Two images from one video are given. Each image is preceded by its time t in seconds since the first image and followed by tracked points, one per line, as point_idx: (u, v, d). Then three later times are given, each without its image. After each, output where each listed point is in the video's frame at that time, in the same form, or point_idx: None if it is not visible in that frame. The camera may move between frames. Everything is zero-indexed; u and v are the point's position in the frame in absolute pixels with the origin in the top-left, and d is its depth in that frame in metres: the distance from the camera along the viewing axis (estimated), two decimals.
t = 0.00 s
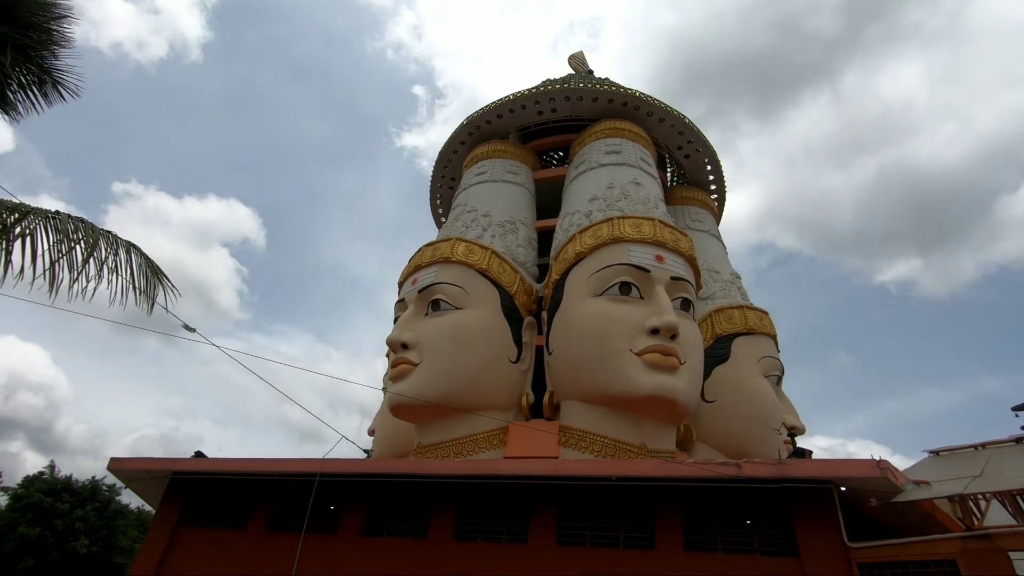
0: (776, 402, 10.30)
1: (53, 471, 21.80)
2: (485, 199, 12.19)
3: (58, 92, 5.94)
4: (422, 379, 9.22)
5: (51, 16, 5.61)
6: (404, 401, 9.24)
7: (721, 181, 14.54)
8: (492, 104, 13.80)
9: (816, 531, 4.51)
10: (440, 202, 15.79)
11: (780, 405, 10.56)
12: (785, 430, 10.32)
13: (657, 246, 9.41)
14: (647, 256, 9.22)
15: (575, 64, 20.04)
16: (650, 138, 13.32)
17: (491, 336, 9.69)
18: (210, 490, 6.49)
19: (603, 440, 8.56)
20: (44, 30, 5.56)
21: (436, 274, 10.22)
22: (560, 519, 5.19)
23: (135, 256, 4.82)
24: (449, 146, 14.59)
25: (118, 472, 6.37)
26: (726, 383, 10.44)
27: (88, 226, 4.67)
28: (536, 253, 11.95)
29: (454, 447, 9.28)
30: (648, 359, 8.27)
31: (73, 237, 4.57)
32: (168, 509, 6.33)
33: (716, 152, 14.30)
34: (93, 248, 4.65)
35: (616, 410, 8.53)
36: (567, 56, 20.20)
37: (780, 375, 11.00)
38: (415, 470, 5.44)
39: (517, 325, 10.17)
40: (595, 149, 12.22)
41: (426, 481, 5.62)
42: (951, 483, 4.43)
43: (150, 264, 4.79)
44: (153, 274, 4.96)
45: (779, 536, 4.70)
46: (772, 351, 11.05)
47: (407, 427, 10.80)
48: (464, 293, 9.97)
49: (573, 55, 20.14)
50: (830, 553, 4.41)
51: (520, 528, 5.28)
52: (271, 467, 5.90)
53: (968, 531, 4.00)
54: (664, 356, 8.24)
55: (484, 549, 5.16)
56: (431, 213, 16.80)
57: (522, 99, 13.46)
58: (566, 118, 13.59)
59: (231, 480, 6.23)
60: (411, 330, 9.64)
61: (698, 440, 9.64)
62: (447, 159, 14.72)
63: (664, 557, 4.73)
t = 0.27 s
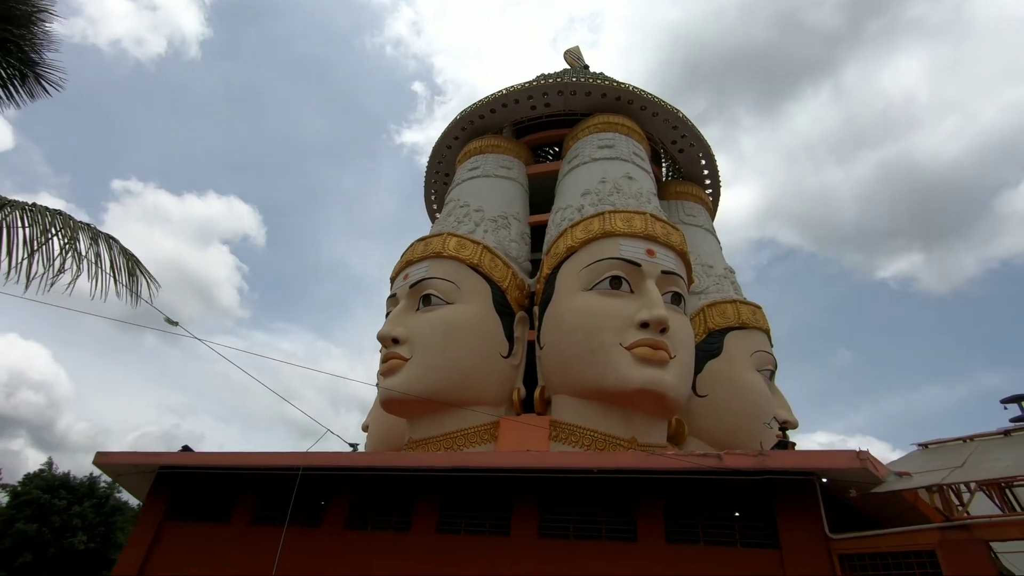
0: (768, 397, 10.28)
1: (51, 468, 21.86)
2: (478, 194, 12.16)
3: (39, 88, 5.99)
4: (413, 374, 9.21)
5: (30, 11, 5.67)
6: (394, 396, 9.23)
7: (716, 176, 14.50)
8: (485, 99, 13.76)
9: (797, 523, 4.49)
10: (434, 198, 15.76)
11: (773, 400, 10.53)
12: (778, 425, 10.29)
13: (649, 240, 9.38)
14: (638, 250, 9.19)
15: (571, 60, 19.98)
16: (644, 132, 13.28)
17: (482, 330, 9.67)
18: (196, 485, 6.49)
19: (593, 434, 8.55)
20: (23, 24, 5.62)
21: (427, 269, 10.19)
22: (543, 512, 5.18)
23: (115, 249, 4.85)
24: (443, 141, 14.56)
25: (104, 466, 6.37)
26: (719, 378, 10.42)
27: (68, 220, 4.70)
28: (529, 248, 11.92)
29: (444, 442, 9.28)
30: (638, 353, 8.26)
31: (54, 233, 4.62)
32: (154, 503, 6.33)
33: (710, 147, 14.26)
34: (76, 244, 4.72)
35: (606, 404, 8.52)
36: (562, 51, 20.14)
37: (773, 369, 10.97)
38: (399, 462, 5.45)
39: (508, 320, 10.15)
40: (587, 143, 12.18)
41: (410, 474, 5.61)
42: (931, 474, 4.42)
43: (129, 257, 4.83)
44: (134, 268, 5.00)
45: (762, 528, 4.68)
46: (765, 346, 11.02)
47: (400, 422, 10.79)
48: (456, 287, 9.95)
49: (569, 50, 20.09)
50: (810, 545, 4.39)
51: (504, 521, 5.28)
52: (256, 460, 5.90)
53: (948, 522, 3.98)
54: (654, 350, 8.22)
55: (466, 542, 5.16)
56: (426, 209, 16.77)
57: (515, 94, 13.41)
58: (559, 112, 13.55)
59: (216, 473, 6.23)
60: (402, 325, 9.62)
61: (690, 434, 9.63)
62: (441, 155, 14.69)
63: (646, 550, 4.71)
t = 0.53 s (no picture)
0: (766, 392, 10.22)
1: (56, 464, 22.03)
2: (475, 189, 12.14)
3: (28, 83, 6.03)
4: (408, 368, 9.22)
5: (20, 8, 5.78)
6: (390, 391, 9.23)
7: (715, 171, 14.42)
8: (483, 94, 13.72)
9: (784, 516, 4.45)
10: (433, 194, 15.74)
11: (771, 395, 10.47)
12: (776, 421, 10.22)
13: (644, 234, 9.33)
14: (634, 245, 9.15)
15: (571, 55, 19.91)
16: (643, 127, 13.22)
17: (478, 325, 9.66)
18: (189, 478, 6.53)
19: (588, 429, 8.53)
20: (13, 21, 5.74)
21: (423, 264, 10.18)
22: (531, 506, 5.17)
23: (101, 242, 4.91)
24: (441, 137, 14.53)
25: (97, 460, 6.41)
26: (716, 373, 10.37)
27: (56, 214, 4.77)
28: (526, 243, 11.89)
29: (440, 436, 9.28)
30: (632, 348, 8.22)
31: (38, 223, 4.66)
32: (147, 496, 6.37)
33: (710, 141, 14.18)
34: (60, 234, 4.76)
35: (601, 399, 8.49)
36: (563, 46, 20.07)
37: (771, 364, 10.90)
38: (386, 455, 5.47)
39: (504, 315, 10.13)
40: (585, 138, 12.13)
41: (399, 468, 5.62)
42: (918, 467, 4.40)
43: (116, 249, 4.90)
44: (121, 261, 5.07)
45: (749, 521, 4.65)
46: (763, 341, 10.96)
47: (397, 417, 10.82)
48: (451, 282, 9.93)
49: (569, 45, 20.02)
50: (796, 539, 4.36)
51: (491, 514, 5.28)
52: (247, 453, 5.92)
53: (934, 516, 3.95)
54: (648, 344, 8.18)
55: (454, 535, 5.16)
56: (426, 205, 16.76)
57: (513, 89, 13.38)
58: (557, 107, 13.50)
59: (209, 467, 6.26)
60: (398, 320, 9.62)
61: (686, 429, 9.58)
62: (439, 150, 14.67)
63: (632, 543, 4.70)
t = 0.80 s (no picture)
0: (763, 387, 10.16)
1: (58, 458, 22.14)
2: (471, 183, 12.09)
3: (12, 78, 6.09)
4: (401, 362, 9.20)
5: None
6: (383, 385, 9.22)
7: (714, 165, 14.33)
8: (480, 88, 13.67)
9: (769, 509, 4.41)
10: (431, 189, 15.70)
11: (768, 390, 10.40)
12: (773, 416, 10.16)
13: (639, 227, 9.28)
14: (628, 238, 9.10)
15: (571, 49, 19.80)
16: (640, 121, 13.14)
17: (471, 320, 9.63)
18: (178, 470, 6.53)
19: (581, 423, 8.48)
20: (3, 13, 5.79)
21: (418, 258, 10.15)
22: (516, 498, 5.15)
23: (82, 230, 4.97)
24: (438, 131, 14.49)
25: (87, 452, 6.42)
26: (712, 367, 10.31)
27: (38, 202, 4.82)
28: (522, 237, 11.84)
29: (434, 430, 9.27)
30: (625, 341, 8.18)
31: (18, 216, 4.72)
32: (136, 488, 6.38)
33: (709, 135, 14.09)
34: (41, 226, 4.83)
35: (594, 393, 8.44)
36: (562, 41, 19.96)
37: (768, 359, 10.83)
38: (372, 446, 5.46)
39: (499, 309, 10.09)
40: (581, 132, 12.06)
41: (385, 459, 5.61)
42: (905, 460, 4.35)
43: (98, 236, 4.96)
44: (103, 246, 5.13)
45: (735, 514, 4.61)
46: (760, 335, 10.89)
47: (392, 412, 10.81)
48: (446, 276, 9.90)
49: (569, 39, 19.92)
50: (781, 531, 4.31)
51: (477, 507, 5.25)
52: (234, 445, 5.91)
53: (920, 508, 3.89)
54: (642, 337, 8.14)
55: (439, 527, 5.14)
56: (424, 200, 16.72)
57: (510, 82, 13.32)
58: (554, 101, 13.44)
59: (197, 459, 6.26)
60: (391, 314, 9.60)
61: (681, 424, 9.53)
62: (437, 145, 14.63)
63: (616, 536, 4.66)
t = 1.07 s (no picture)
0: (762, 383, 10.07)
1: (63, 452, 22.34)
2: (469, 178, 12.05)
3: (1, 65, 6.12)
4: (397, 357, 9.18)
5: None
6: (380, 380, 9.20)
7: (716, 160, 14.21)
8: (479, 83, 13.61)
9: (758, 504, 4.35)
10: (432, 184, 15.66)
11: (767, 387, 10.31)
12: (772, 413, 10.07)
13: (636, 222, 9.20)
14: (625, 233, 9.03)
15: (574, 44, 19.67)
16: (640, 115, 13.04)
17: (468, 315, 9.60)
18: (170, 463, 6.54)
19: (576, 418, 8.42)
20: None
21: (414, 253, 10.12)
22: (505, 492, 5.12)
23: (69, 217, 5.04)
24: (438, 126, 14.45)
25: (80, 444, 6.44)
26: (711, 363, 10.23)
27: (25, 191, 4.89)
28: (520, 233, 11.78)
29: (430, 425, 9.25)
30: (621, 336, 8.12)
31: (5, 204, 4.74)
32: (129, 480, 6.40)
33: (710, 130, 13.98)
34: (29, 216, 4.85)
35: (589, 389, 8.38)
36: (565, 36, 19.83)
37: (768, 356, 10.72)
38: (361, 440, 5.44)
39: (496, 305, 10.05)
40: (581, 126, 11.99)
41: (375, 453, 5.60)
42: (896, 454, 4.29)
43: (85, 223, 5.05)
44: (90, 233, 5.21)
45: (724, 509, 4.55)
46: (760, 332, 10.79)
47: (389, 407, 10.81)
48: (442, 271, 9.87)
49: (572, 34, 19.78)
50: (769, 526, 4.25)
51: (466, 501, 5.22)
52: (224, 438, 5.90)
53: (911, 503, 3.82)
54: (637, 332, 8.07)
55: (428, 521, 5.12)
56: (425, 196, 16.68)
57: (509, 77, 13.26)
58: (554, 95, 13.36)
59: (189, 451, 6.27)
60: (388, 309, 9.58)
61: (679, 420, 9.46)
62: (437, 140, 14.59)
63: (604, 529, 4.62)
